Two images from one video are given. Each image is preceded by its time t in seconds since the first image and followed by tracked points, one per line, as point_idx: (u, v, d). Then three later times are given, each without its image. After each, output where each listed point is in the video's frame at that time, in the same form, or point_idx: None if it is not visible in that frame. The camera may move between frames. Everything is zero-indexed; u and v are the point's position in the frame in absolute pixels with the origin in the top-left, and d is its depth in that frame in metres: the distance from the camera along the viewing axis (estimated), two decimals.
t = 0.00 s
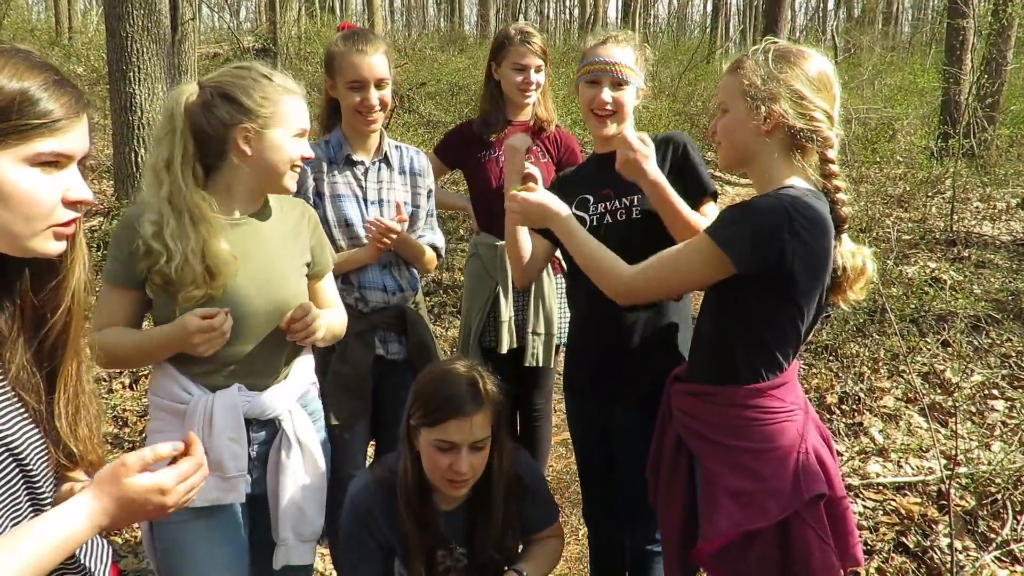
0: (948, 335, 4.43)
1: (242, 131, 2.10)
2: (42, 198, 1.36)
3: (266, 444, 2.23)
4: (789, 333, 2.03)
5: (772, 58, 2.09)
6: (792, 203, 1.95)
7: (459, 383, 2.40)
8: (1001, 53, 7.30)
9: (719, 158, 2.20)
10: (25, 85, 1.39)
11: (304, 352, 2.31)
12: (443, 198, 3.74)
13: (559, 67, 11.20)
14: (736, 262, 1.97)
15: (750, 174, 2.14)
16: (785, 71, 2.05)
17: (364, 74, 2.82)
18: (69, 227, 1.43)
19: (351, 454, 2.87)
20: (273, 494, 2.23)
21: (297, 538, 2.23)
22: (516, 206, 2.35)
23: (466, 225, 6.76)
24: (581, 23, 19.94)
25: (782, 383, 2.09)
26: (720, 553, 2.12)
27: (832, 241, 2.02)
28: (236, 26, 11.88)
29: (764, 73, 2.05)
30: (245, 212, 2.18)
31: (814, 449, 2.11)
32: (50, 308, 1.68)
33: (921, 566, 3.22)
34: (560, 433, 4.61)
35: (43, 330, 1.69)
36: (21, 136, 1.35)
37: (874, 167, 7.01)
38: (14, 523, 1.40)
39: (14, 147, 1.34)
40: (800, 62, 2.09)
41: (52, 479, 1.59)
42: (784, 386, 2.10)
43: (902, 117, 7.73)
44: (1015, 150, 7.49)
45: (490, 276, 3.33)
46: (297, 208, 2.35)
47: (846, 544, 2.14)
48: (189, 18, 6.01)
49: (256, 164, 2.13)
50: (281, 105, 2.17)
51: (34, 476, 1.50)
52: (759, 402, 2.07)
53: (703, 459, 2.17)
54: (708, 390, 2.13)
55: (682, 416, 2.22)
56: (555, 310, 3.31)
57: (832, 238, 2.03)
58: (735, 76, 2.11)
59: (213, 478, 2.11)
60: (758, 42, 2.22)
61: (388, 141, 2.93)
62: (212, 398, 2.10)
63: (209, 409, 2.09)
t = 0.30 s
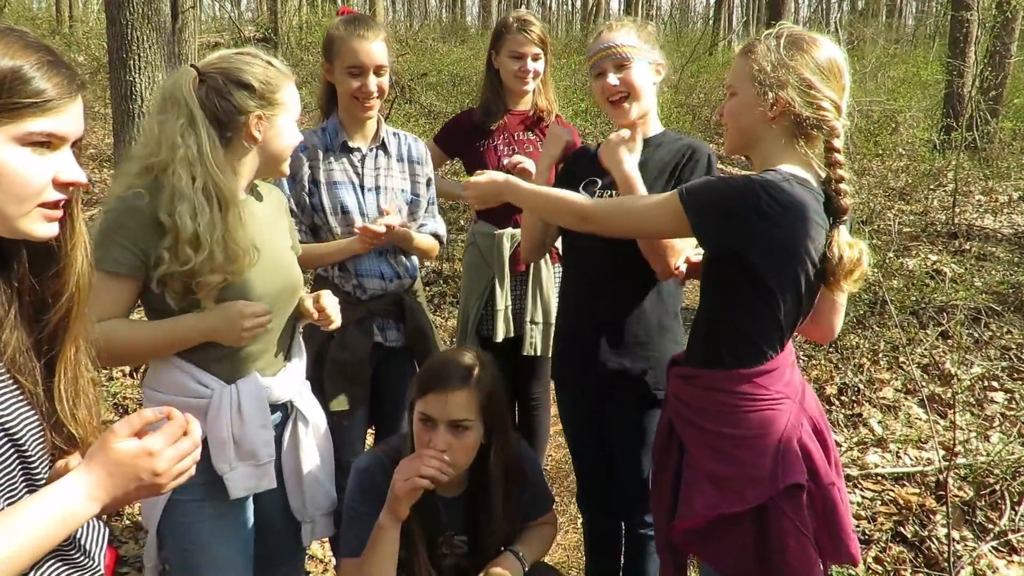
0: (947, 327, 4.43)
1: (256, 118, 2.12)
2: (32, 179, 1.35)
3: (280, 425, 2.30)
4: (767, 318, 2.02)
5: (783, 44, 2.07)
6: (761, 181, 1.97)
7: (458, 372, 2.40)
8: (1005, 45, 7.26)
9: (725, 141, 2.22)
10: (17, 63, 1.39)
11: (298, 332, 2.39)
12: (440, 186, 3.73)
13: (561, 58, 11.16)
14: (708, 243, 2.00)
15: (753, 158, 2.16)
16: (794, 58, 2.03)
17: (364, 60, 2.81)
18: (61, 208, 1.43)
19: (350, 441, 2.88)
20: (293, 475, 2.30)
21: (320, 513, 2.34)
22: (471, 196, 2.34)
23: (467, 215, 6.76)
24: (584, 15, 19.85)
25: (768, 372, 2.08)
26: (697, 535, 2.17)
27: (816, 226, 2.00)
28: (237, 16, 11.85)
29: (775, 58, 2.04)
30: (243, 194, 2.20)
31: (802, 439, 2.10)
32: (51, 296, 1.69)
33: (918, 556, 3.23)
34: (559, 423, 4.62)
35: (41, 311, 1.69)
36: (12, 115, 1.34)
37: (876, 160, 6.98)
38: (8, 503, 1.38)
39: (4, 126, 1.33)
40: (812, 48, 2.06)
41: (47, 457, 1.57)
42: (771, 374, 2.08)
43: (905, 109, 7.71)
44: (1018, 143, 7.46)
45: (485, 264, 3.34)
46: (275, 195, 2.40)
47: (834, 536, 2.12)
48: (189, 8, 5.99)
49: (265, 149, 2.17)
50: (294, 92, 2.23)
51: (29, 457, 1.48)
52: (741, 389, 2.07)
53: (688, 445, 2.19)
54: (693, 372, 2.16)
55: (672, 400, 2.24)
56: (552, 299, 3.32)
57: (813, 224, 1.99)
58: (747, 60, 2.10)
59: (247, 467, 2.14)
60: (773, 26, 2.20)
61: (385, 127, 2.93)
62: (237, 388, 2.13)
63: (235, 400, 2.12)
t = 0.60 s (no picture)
0: (947, 322, 4.43)
1: (221, 100, 2.08)
2: (25, 178, 1.36)
3: (275, 420, 2.31)
4: (749, 310, 2.06)
5: (788, 39, 2.07)
6: (737, 175, 1.99)
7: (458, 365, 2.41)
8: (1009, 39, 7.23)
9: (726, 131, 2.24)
10: (14, 62, 1.40)
11: (290, 323, 2.42)
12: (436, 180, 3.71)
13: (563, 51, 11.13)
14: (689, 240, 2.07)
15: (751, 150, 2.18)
16: (797, 54, 2.03)
17: (373, 58, 2.79)
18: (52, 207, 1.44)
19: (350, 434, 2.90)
20: (287, 469, 2.31)
21: (314, 507, 2.34)
22: (460, 193, 2.37)
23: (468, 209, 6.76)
24: (586, 7, 19.77)
25: (761, 364, 2.10)
26: (682, 520, 2.21)
27: (799, 217, 2.01)
28: (238, 8, 11.82)
29: (777, 52, 2.04)
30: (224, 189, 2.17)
31: (793, 434, 2.09)
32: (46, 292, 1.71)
33: (914, 550, 3.25)
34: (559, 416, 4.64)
35: (37, 306, 1.71)
36: (7, 115, 1.35)
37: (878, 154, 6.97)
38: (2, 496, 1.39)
39: None
40: (817, 42, 2.06)
41: (44, 450, 1.57)
42: (762, 367, 2.10)
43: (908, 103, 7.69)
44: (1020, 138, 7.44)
45: (484, 258, 3.33)
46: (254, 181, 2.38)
47: (824, 531, 2.09)
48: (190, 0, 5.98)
49: (232, 136, 2.11)
50: (271, 81, 2.17)
51: (23, 450, 1.49)
52: (730, 380, 2.10)
53: (680, 433, 2.23)
54: (688, 362, 2.21)
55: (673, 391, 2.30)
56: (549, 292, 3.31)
57: (796, 216, 2.00)
58: (750, 53, 2.10)
59: (243, 462, 2.14)
60: (781, 19, 2.19)
61: (383, 122, 2.95)
62: (232, 382, 2.14)
63: (231, 395, 2.13)
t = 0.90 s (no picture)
0: (948, 324, 4.44)
1: (213, 104, 2.10)
2: (24, 193, 1.38)
3: (272, 428, 2.32)
4: (742, 313, 2.07)
5: (786, 47, 2.07)
6: (730, 180, 2.01)
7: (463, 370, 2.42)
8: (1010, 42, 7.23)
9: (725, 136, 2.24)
10: (28, 81, 1.41)
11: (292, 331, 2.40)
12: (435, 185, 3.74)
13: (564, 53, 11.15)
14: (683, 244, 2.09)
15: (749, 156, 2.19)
16: (796, 63, 2.04)
17: (378, 64, 2.81)
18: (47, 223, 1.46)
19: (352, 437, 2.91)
20: (282, 476, 2.30)
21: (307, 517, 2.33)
22: (456, 205, 2.43)
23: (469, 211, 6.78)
24: (588, 9, 19.79)
25: (759, 366, 2.10)
26: (680, 519, 2.23)
27: (791, 220, 2.02)
28: (241, 12, 11.87)
29: (776, 62, 2.05)
30: (218, 194, 2.18)
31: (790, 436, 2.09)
32: (45, 301, 1.73)
33: (914, 553, 3.25)
34: (560, 419, 4.65)
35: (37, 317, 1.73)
36: (13, 135, 1.36)
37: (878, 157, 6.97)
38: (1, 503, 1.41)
39: (4, 146, 1.35)
40: (815, 50, 2.07)
41: (42, 457, 1.58)
42: (760, 369, 2.10)
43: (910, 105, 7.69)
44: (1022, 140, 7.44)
45: (483, 261, 3.34)
46: (262, 189, 2.35)
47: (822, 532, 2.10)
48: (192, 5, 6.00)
49: (224, 141, 2.13)
50: (271, 96, 2.16)
51: (22, 457, 1.50)
52: (728, 382, 2.11)
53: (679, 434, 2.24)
54: (686, 364, 2.22)
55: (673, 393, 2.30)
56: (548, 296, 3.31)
57: (788, 220, 2.01)
58: (749, 61, 2.11)
59: (232, 469, 2.15)
60: (779, 26, 2.20)
61: (383, 127, 2.99)
62: (224, 389, 2.15)
63: (223, 401, 2.14)
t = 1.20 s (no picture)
0: (949, 323, 4.43)
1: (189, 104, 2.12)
2: (21, 200, 1.38)
3: (269, 430, 2.32)
4: (748, 310, 2.07)
5: (770, 43, 2.09)
6: (733, 178, 2.01)
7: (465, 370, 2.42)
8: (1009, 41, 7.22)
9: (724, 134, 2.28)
10: (32, 89, 1.42)
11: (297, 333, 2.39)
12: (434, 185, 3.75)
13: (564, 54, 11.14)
14: (686, 246, 2.08)
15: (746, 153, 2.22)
16: (776, 57, 2.06)
17: (378, 66, 2.81)
18: (41, 229, 1.46)
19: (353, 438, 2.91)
20: (279, 477, 2.31)
21: (307, 522, 2.32)
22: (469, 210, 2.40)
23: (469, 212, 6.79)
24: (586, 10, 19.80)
25: (760, 363, 2.10)
26: (686, 518, 2.22)
27: (793, 217, 2.02)
28: (240, 14, 11.87)
29: (757, 57, 2.08)
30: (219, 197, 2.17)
31: (796, 431, 2.09)
32: (44, 306, 1.73)
33: (914, 551, 3.26)
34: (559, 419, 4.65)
35: (37, 323, 1.73)
36: (13, 144, 1.36)
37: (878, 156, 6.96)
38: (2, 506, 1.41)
39: (3, 154, 1.35)
40: (799, 44, 2.07)
41: (41, 458, 1.59)
42: (763, 366, 2.10)
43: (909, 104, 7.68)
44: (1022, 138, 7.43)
45: (482, 261, 3.33)
46: (270, 194, 2.35)
47: (830, 526, 2.10)
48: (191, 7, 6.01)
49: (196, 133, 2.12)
50: (231, 100, 2.09)
51: (22, 461, 1.51)
52: (732, 380, 2.11)
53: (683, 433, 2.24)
54: (687, 363, 2.22)
55: (674, 392, 2.31)
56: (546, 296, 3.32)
57: (791, 216, 2.02)
58: (737, 60, 2.15)
59: (224, 470, 2.15)
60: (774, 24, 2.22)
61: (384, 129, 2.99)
62: (217, 390, 2.15)
63: (215, 401, 2.14)
